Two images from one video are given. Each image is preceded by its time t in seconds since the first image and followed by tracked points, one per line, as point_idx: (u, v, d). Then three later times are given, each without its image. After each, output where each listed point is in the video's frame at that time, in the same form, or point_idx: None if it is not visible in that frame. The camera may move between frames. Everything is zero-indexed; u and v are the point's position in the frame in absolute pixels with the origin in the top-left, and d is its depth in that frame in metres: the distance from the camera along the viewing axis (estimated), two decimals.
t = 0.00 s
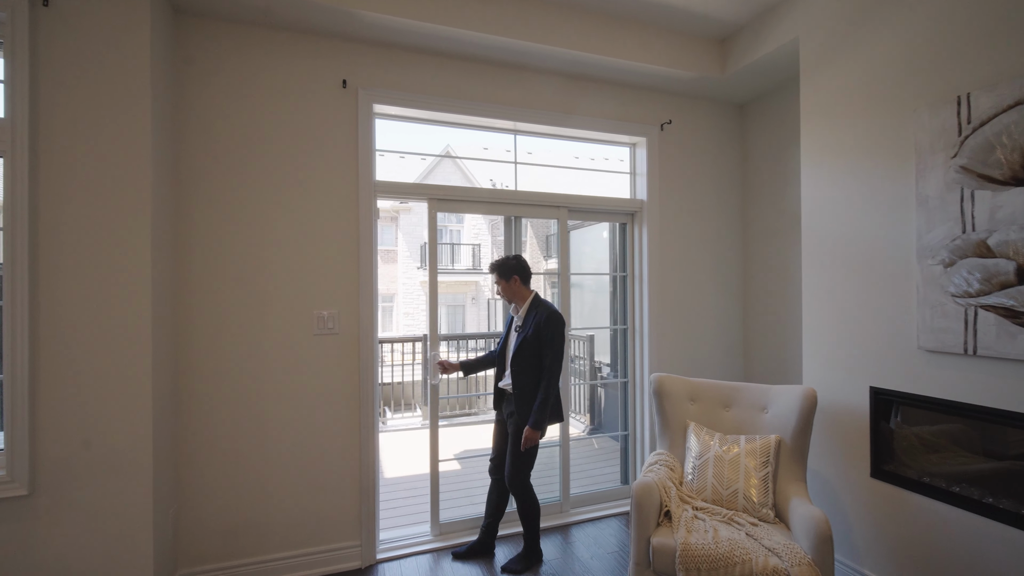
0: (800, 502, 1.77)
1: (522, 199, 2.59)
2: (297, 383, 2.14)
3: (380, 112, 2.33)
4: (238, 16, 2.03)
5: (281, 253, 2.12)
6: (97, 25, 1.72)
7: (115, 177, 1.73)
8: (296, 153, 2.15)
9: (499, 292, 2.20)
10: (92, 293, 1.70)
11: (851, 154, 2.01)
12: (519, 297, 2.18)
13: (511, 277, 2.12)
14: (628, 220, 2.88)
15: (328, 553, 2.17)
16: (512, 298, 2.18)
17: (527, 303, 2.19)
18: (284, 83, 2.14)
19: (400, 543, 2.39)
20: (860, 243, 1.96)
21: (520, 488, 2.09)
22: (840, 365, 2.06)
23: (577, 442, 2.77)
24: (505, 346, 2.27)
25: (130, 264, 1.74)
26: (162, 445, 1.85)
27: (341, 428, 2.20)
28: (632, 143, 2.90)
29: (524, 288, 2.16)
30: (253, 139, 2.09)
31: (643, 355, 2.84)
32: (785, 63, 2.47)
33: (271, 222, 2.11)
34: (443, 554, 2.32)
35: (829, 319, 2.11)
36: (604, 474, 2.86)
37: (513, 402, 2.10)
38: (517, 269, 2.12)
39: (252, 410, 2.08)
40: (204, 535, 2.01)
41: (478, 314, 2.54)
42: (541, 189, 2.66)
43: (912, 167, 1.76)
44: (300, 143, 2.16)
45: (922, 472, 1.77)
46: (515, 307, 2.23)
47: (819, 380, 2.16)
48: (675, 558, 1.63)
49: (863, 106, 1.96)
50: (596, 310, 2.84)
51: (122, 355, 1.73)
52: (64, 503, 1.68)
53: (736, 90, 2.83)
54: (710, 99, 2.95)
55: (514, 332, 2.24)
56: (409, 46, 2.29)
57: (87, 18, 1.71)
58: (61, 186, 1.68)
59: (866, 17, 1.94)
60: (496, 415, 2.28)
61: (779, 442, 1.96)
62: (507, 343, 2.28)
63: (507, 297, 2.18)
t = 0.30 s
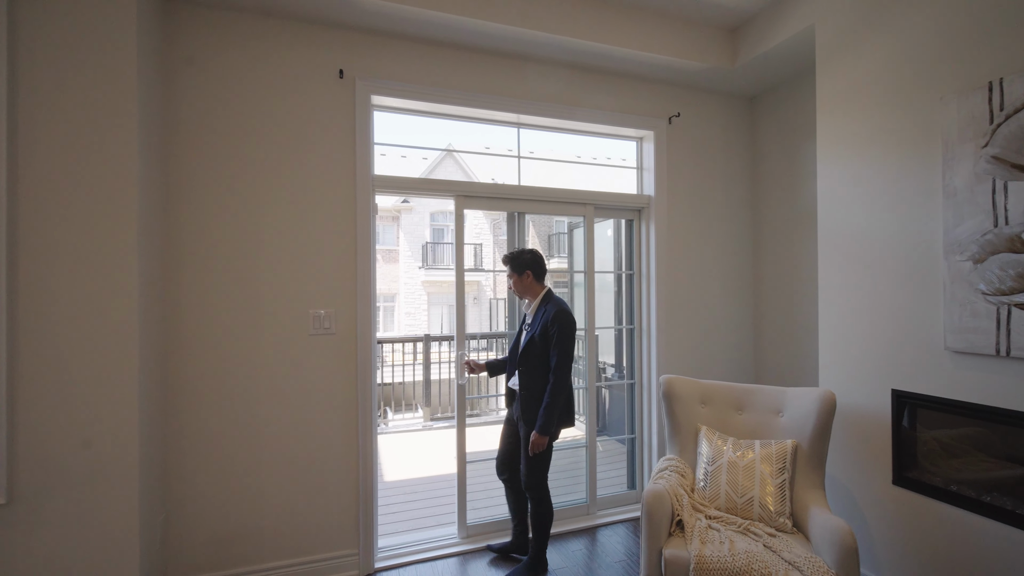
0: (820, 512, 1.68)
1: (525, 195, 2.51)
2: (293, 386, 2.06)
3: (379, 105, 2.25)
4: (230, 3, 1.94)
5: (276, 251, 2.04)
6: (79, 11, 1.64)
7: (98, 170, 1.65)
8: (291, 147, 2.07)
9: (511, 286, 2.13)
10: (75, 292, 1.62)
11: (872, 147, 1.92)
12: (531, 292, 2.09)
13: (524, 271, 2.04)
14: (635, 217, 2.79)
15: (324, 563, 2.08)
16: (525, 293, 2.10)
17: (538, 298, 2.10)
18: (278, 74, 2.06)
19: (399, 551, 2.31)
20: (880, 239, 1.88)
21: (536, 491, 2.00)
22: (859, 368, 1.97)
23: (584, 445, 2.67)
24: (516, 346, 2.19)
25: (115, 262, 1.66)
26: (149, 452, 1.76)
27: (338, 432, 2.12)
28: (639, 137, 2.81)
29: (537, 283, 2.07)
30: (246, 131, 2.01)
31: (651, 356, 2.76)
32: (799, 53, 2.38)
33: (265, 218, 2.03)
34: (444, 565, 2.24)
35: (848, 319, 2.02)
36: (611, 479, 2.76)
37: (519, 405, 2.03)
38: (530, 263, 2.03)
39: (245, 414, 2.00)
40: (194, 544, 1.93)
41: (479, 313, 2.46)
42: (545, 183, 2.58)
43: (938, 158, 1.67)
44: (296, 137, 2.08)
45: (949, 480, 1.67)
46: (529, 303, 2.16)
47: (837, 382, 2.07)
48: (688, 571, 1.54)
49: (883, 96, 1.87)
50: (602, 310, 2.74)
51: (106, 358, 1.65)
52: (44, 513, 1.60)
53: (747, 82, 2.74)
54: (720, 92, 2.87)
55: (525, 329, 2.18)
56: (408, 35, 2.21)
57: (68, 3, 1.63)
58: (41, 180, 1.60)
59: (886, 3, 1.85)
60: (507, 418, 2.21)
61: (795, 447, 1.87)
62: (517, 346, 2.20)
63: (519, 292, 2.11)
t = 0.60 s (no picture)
0: (839, 524, 1.59)
1: (526, 191, 2.42)
2: (284, 388, 1.98)
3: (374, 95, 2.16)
4: None
5: (267, 248, 1.96)
6: None
7: (77, 162, 1.57)
8: (282, 139, 1.99)
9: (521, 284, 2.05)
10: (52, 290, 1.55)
11: (891, 138, 1.83)
12: (541, 291, 2.01)
13: (538, 270, 1.96)
14: (639, 213, 2.70)
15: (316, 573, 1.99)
16: (533, 291, 2.03)
17: (547, 296, 2.03)
18: (268, 63, 1.97)
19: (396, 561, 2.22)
20: (900, 234, 1.78)
21: (549, 497, 1.93)
22: (876, 370, 1.88)
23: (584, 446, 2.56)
24: (523, 346, 2.11)
25: (95, 258, 1.58)
26: (131, 458, 1.68)
27: (331, 437, 2.03)
28: (644, 131, 2.72)
29: (548, 281, 1.99)
30: (235, 123, 1.93)
31: (656, 357, 2.67)
32: (811, 43, 2.29)
33: (255, 214, 1.95)
34: None
35: (865, 319, 1.93)
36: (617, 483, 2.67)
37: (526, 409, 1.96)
38: (545, 261, 1.96)
39: (235, 418, 1.92)
40: (181, 554, 1.85)
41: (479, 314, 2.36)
42: (546, 179, 2.50)
43: (964, 148, 1.58)
44: (288, 129, 1.99)
45: (975, 489, 1.58)
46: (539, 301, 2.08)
47: (852, 385, 1.98)
48: None
49: (903, 84, 1.78)
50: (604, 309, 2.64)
51: (85, 360, 1.57)
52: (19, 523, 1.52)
53: (756, 74, 2.65)
54: (727, 84, 2.78)
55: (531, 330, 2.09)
56: (405, 23, 2.12)
57: None
58: (16, 172, 1.52)
59: None
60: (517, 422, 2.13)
61: (810, 452, 1.78)
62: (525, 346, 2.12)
63: (528, 290, 2.03)
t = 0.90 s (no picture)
0: (860, 542, 1.51)
1: (526, 188, 2.33)
2: (273, 394, 1.89)
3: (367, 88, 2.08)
4: None
5: (255, 246, 1.88)
6: None
7: (51, 155, 1.49)
8: (272, 133, 1.90)
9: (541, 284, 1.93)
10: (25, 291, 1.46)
11: (911, 131, 1.74)
12: (560, 290, 1.93)
13: (568, 268, 1.91)
14: (644, 211, 2.61)
15: None
16: (553, 292, 1.94)
17: (566, 298, 1.95)
18: (257, 54, 1.89)
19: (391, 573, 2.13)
20: (921, 232, 1.69)
21: (560, 506, 1.83)
22: (895, 375, 1.79)
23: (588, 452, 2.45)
24: (537, 350, 2.03)
25: (70, 257, 1.50)
26: (109, 469, 1.60)
27: (323, 444, 1.95)
28: (648, 126, 2.63)
29: (570, 280, 1.95)
30: (221, 116, 1.85)
31: (661, 361, 2.57)
32: (824, 33, 2.20)
33: (242, 211, 1.86)
34: None
35: (883, 321, 1.83)
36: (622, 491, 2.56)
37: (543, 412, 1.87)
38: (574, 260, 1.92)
39: (221, 425, 1.84)
40: (164, 568, 1.76)
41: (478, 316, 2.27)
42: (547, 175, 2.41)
43: (992, 140, 1.48)
44: (276, 124, 1.91)
45: (1003, 503, 1.48)
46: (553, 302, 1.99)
47: (869, 391, 1.89)
48: None
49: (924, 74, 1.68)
50: (603, 310, 2.54)
51: (58, 365, 1.48)
52: None
53: (765, 67, 2.55)
54: (735, 78, 2.69)
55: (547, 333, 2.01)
56: (400, 13, 2.04)
57: None
58: None
59: None
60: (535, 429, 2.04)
61: (825, 462, 1.69)
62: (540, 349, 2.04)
63: (550, 290, 1.93)
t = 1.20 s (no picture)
0: (887, 559, 1.41)
1: (526, 183, 2.22)
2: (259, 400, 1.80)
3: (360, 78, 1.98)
4: None
5: (241, 246, 1.78)
6: None
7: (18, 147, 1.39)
8: (258, 124, 1.80)
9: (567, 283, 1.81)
10: None
11: (937, 123, 1.63)
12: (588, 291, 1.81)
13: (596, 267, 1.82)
14: (650, 208, 2.50)
15: None
16: (579, 293, 1.81)
17: (592, 300, 1.82)
18: (243, 40, 1.79)
19: None
20: (949, 228, 1.59)
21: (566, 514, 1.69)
22: (919, 381, 1.68)
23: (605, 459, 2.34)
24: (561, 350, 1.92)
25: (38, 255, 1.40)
26: (83, 482, 1.50)
27: (313, 452, 1.85)
28: (654, 120, 2.53)
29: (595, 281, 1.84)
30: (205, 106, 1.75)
31: (668, 364, 2.46)
32: (841, 21, 2.10)
33: (227, 208, 1.77)
34: None
35: (907, 323, 1.73)
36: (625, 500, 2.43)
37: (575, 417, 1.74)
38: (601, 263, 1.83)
39: (205, 433, 1.74)
40: None
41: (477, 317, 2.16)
42: (549, 169, 2.30)
43: None
44: (263, 115, 1.81)
45: None
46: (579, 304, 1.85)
47: (890, 397, 1.78)
48: None
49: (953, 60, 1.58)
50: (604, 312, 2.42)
51: (26, 373, 1.39)
52: None
53: (776, 57, 2.44)
54: (745, 70, 2.58)
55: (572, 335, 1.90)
56: None
57: None
58: None
59: None
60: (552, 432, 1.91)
61: (847, 473, 1.59)
62: (563, 347, 1.94)
63: (576, 290, 1.80)
